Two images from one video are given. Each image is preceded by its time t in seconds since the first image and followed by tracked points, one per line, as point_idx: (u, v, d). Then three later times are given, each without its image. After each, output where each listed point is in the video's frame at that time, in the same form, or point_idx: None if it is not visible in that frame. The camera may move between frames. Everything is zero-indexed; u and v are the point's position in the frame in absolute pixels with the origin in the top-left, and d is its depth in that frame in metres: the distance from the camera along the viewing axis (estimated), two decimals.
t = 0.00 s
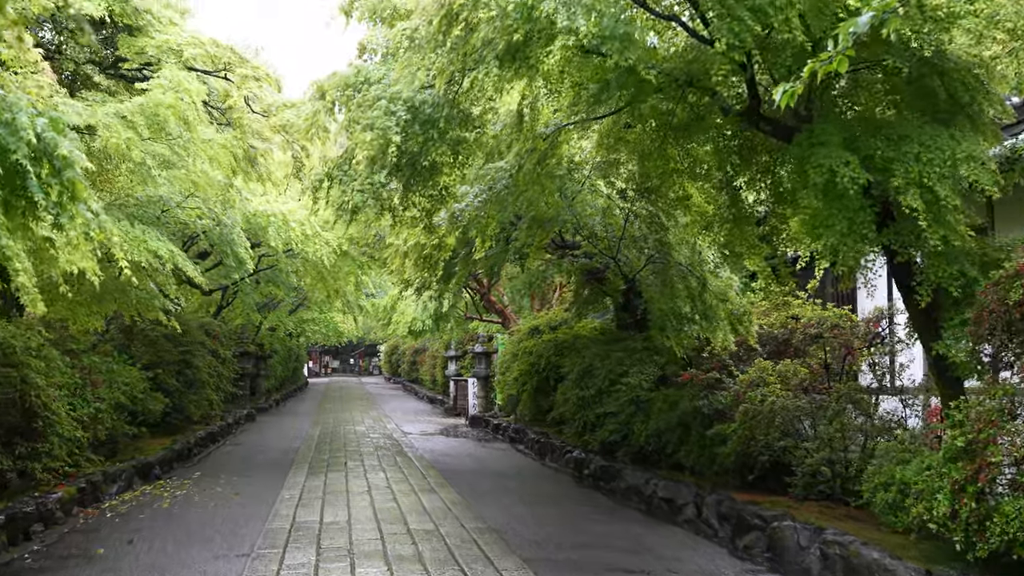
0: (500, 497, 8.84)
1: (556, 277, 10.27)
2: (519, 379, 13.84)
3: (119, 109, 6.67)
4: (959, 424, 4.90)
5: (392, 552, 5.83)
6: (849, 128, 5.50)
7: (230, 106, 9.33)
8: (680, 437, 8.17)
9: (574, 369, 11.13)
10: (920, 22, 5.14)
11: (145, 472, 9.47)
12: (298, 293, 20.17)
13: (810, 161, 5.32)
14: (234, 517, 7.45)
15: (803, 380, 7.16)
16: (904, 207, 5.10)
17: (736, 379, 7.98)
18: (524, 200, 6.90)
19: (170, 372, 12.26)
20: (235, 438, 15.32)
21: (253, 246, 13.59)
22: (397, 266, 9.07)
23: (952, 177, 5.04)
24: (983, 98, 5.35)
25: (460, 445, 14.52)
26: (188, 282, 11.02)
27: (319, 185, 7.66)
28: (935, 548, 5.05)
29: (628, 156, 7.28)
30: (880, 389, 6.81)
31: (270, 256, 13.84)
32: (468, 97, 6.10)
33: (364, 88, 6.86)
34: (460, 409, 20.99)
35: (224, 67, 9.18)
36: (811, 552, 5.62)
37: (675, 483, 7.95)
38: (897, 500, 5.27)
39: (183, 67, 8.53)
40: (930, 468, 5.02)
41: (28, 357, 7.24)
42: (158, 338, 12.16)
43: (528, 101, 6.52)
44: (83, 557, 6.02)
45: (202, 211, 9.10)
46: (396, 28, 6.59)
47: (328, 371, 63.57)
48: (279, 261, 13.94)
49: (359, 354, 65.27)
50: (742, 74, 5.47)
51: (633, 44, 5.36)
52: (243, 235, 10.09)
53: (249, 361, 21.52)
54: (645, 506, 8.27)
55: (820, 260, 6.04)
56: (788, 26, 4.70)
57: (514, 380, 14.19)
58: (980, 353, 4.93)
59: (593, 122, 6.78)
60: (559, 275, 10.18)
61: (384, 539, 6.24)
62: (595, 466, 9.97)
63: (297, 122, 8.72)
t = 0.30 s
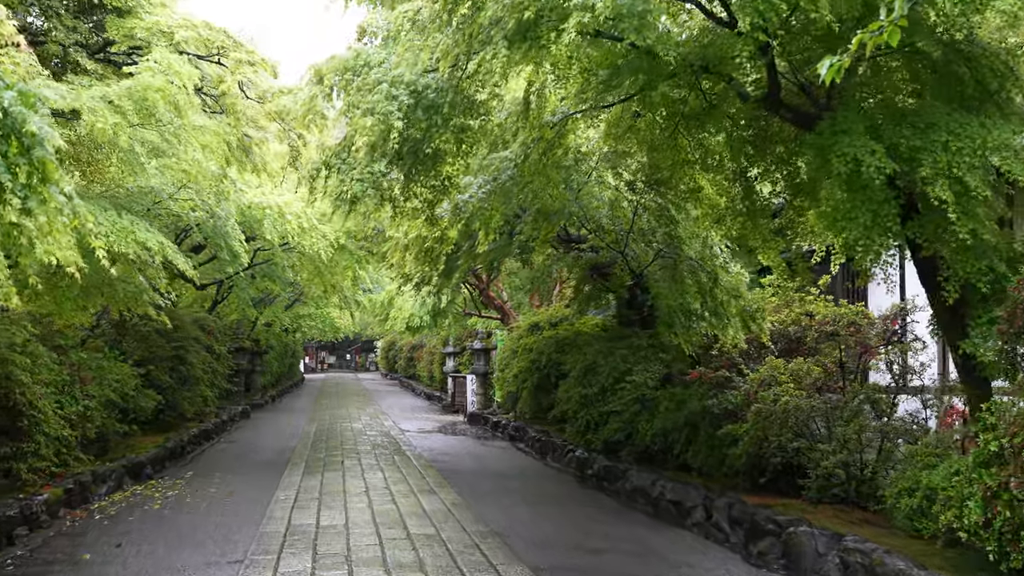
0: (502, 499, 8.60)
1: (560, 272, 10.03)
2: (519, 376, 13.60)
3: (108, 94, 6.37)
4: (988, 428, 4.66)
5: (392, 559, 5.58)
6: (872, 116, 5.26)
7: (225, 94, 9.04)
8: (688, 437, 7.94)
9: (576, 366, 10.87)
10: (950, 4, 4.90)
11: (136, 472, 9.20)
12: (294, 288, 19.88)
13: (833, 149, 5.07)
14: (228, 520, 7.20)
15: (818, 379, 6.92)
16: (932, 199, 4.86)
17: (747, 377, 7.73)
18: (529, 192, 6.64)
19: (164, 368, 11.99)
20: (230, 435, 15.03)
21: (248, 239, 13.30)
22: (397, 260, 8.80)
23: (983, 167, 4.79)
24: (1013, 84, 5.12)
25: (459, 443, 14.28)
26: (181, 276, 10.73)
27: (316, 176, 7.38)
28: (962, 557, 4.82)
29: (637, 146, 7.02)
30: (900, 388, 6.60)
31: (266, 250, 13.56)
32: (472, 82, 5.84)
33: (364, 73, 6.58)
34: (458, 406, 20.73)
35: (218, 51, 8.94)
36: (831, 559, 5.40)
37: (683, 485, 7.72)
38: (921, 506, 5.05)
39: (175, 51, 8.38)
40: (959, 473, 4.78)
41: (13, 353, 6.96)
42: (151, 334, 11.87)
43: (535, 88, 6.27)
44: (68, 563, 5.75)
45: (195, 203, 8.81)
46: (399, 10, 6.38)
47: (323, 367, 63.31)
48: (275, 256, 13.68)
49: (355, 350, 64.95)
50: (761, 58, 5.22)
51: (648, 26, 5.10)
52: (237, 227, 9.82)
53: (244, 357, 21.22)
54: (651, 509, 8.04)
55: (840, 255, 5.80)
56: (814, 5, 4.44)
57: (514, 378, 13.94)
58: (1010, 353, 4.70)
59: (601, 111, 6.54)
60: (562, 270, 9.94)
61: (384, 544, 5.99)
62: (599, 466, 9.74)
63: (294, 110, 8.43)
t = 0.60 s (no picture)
0: (504, 502, 8.35)
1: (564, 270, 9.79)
2: (520, 376, 13.35)
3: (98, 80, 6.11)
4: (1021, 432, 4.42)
5: (392, 568, 5.32)
6: (897, 105, 5.01)
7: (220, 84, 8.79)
8: (697, 439, 7.70)
9: (580, 366, 10.63)
10: None
11: (128, 474, 8.93)
12: (292, 286, 19.63)
13: (857, 139, 4.82)
14: (222, 526, 6.95)
15: (833, 379, 6.72)
16: (962, 191, 4.60)
17: (758, 377, 7.50)
18: (535, 185, 6.39)
19: (158, 368, 11.71)
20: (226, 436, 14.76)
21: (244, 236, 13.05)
22: (397, 256, 8.55)
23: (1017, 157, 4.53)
24: None
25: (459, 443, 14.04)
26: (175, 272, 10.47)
27: (313, 168, 7.13)
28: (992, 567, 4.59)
29: (645, 139, 6.79)
30: (922, 388, 6.36)
31: (262, 246, 13.30)
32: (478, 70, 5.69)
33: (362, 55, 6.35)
34: (457, 405, 20.49)
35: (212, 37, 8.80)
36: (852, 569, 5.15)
37: (693, 489, 7.47)
38: (948, 513, 4.81)
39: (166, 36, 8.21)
40: (990, 480, 4.54)
41: None
42: (145, 332, 11.61)
43: (542, 77, 6.02)
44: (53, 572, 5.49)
45: (189, 197, 8.55)
46: None
47: (321, 365, 63.05)
48: (271, 253, 13.44)
49: (353, 348, 64.74)
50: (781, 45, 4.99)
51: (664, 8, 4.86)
52: (233, 223, 9.55)
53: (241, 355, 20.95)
54: (659, 513, 7.79)
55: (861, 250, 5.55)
56: None
57: (515, 377, 13.70)
58: None
59: (609, 101, 6.30)
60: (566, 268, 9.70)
61: (384, 552, 5.74)
62: (604, 469, 9.49)
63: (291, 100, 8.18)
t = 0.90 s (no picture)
0: (511, 507, 8.10)
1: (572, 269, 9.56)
2: (524, 377, 13.11)
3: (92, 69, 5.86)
4: None
5: None
6: (931, 95, 4.76)
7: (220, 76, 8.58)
8: (711, 443, 7.47)
9: (587, 367, 10.40)
10: None
11: (124, 478, 8.68)
12: (292, 285, 19.41)
13: (890, 130, 4.58)
14: (222, 533, 6.70)
15: (854, 381, 6.54)
16: (1003, 184, 4.35)
17: (775, 379, 7.29)
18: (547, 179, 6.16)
19: (156, 369, 11.48)
20: (224, 438, 14.50)
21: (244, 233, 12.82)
22: (402, 254, 8.33)
23: None
24: None
25: (462, 445, 13.79)
26: (173, 271, 10.23)
27: (316, 163, 6.90)
28: None
29: (660, 132, 6.56)
30: (948, 390, 6.13)
31: (262, 244, 13.07)
32: (489, 57, 5.50)
33: (368, 40, 6.38)
34: (460, 406, 20.26)
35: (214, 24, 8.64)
36: None
37: (708, 494, 7.24)
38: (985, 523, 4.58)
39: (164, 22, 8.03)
40: None
41: None
42: (142, 332, 11.36)
43: (555, 65, 5.80)
44: None
45: (188, 193, 8.33)
46: None
47: (320, 365, 62.82)
48: (272, 252, 13.22)
49: (353, 348, 64.55)
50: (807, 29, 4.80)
51: None
52: (232, 219, 9.33)
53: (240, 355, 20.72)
54: (673, 520, 7.55)
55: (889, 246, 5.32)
56: None
57: (519, 378, 13.45)
58: None
59: (623, 92, 6.08)
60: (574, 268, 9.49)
61: (391, 562, 5.50)
62: (613, 472, 9.24)
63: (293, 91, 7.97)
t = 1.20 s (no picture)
0: (517, 513, 7.86)
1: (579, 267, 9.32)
2: (527, 378, 12.86)
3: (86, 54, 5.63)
4: None
5: None
6: (967, 83, 4.51)
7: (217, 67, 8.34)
8: (724, 446, 7.24)
9: (592, 367, 10.15)
10: None
11: (118, 481, 8.43)
12: (290, 283, 19.17)
13: (924, 120, 4.33)
14: (219, 540, 6.46)
15: (875, 382, 6.28)
16: None
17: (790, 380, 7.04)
18: (556, 173, 5.92)
19: (152, 369, 11.23)
20: (222, 439, 14.25)
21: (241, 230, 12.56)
22: (405, 251, 8.09)
23: None
24: None
25: (463, 447, 13.54)
26: (169, 268, 9.98)
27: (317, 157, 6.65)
28: None
29: (674, 124, 6.32)
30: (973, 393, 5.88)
31: (260, 241, 12.80)
32: (499, 44, 5.34)
33: (373, 24, 6.16)
34: (460, 406, 20.04)
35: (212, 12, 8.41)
36: None
37: (721, 500, 7.00)
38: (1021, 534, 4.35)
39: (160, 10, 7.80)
40: None
41: None
42: (137, 331, 11.10)
43: (566, 53, 5.56)
44: None
45: (184, 188, 8.08)
46: None
47: (318, 364, 62.55)
48: (269, 250, 12.97)
49: (351, 346, 64.32)
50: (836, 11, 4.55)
51: None
52: (229, 215, 9.09)
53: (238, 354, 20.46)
54: (685, 526, 7.31)
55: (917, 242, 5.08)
56: None
57: (520, 378, 13.20)
58: None
59: (638, 82, 5.84)
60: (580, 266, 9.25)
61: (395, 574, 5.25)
62: (620, 476, 9.00)
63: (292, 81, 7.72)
